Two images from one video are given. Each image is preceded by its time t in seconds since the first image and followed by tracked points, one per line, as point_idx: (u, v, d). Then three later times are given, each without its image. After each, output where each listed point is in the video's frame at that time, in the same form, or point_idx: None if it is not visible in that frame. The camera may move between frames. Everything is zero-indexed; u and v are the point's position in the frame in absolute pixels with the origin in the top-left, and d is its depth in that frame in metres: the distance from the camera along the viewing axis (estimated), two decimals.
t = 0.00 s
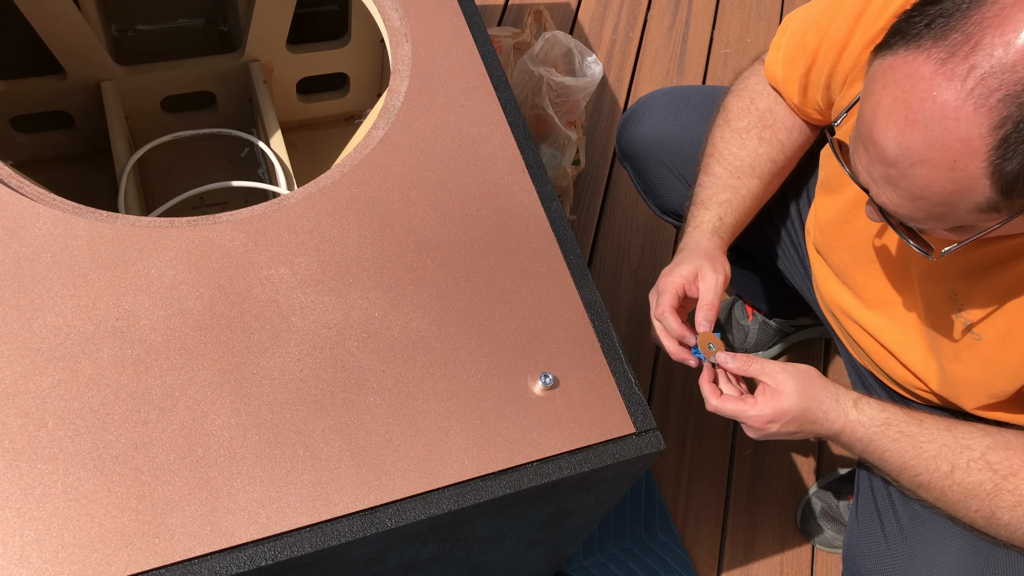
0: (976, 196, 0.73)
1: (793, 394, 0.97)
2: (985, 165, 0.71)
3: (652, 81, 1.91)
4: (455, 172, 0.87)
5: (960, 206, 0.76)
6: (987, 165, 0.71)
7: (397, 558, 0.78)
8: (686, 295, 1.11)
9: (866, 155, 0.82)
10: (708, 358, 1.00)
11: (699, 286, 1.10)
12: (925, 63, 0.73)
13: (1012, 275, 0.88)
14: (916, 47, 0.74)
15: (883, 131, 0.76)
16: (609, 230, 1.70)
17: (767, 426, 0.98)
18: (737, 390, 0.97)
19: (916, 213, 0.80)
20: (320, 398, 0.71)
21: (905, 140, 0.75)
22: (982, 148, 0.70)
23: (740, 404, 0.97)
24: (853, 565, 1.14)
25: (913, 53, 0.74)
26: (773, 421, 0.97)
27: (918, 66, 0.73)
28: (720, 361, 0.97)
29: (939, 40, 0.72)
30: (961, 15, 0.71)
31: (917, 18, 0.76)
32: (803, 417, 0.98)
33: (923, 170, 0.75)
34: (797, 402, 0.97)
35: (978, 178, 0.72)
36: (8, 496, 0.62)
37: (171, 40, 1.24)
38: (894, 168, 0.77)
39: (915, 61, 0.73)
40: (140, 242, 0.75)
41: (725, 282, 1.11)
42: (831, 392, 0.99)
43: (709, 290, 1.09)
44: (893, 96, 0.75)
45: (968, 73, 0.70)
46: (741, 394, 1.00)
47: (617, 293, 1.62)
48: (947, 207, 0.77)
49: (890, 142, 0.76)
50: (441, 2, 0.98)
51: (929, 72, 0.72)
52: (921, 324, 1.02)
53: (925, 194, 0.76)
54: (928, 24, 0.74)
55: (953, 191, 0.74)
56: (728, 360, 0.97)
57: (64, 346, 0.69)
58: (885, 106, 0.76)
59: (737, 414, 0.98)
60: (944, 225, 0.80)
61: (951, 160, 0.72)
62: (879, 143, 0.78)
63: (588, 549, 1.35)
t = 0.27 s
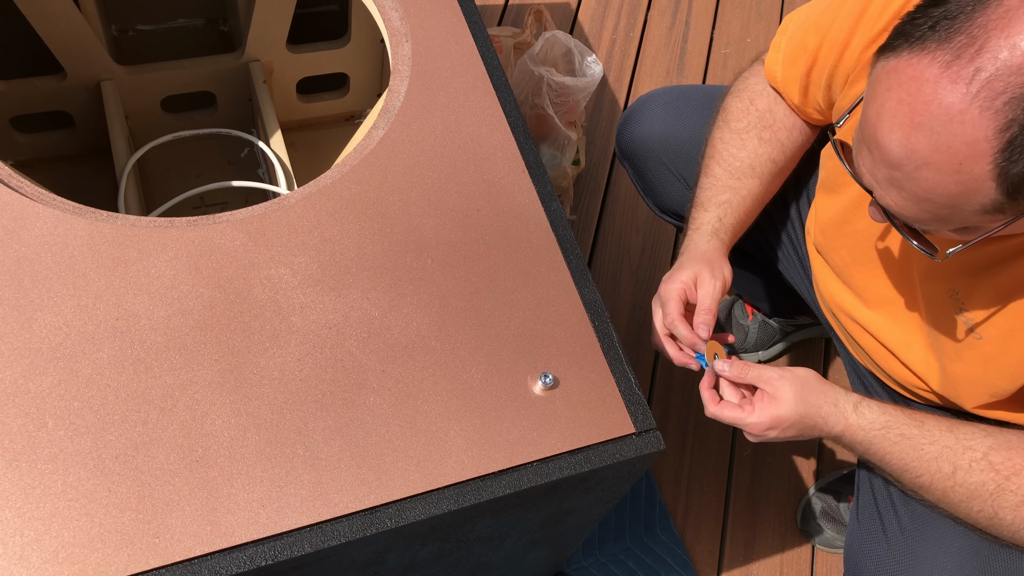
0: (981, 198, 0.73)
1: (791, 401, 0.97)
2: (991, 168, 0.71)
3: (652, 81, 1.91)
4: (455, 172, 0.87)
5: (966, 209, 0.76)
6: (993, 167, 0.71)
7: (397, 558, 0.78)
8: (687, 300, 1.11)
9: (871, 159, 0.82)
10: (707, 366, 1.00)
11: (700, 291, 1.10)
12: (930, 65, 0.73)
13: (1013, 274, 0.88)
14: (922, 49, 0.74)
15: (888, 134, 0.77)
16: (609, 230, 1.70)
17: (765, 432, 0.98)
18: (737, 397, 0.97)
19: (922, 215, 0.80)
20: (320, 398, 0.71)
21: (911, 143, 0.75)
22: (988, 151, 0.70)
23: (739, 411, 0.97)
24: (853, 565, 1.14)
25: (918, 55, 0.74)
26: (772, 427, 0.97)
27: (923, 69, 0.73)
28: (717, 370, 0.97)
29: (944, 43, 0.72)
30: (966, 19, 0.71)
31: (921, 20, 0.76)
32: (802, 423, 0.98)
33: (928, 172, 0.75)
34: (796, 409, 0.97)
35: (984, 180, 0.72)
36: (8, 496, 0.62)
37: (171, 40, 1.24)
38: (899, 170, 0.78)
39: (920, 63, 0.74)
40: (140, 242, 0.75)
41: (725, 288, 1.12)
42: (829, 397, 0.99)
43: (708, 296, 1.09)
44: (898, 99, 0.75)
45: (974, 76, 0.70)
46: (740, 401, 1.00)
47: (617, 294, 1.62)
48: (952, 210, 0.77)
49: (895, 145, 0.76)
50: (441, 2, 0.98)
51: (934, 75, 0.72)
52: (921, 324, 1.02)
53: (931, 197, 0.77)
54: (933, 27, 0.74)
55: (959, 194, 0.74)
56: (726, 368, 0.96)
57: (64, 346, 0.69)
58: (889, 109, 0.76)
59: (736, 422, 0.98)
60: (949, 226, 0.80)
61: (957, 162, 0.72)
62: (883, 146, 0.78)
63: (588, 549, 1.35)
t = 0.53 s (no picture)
0: (983, 211, 0.74)
1: (788, 400, 0.97)
2: (992, 181, 0.71)
3: (652, 81, 1.91)
4: (455, 172, 0.87)
5: (967, 220, 0.76)
6: (994, 181, 0.71)
7: (397, 558, 0.78)
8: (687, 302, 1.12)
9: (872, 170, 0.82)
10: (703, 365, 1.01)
11: (699, 292, 1.11)
12: (929, 79, 0.73)
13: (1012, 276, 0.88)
14: (920, 62, 0.74)
15: (888, 147, 0.77)
16: (609, 230, 1.70)
17: (763, 432, 0.98)
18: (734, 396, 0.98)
19: (922, 225, 0.80)
20: (320, 398, 0.71)
21: (911, 157, 0.75)
22: (989, 164, 0.70)
23: (736, 411, 0.98)
24: (851, 565, 1.14)
25: (917, 69, 0.74)
26: (769, 426, 0.98)
27: (922, 83, 0.73)
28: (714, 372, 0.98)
29: (942, 57, 0.72)
30: (963, 32, 0.71)
31: (919, 32, 0.76)
32: (799, 422, 0.98)
33: (929, 186, 0.75)
34: (793, 408, 0.97)
35: (985, 193, 0.72)
36: (8, 496, 0.62)
37: (171, 40, 1.24)
38: (900, 184, 0.78)
39: (920, 78, 0.74)
40: (140, 242, 0.75)
41: (725, 289, 1.12)
42: (827, 396, 0.99)
43: (708, 297, 1.09)
44: (898, 113, 0.75)
45: (974, 90, 0.70)
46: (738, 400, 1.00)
47: (617, 294, 1.62)
48: (954, 222, 0.77)
49: (896, 159, 0.76)
50: (441, 2, 0.98)
51: (934, 90, 0.72)
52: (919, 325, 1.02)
53: (932, 209, 0.77)
54: (930, 41, 0.74)
55: (960, 206, 0.74)
56: (722, 369, 0.97)
57: (64, 346, 0.69)
58: (889, 122, 0.76)
59: (733, 421, 0.99)
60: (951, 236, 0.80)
61: (958, 176, 0.72)
62: (884, 159, 0.78)
63: (588, 549, 1.35)
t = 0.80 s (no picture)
0: (972, 225, 0.74)
1: (782, 404, 0.97)
2: (981, 197, 0.71)
3: (652, 81, 1.91)
4: (455, 172, 0.87)
5: (958, 234, 0.76)
6: (982, 196, 0.71)
7: (397, 557, 0.78)
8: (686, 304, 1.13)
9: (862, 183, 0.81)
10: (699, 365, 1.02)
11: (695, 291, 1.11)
12: (916, 96, 0.73)
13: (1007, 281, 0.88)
14: (907, 79, 0.74)
15: (877, 162, 0.77)
16: (609, 231, 1.70)
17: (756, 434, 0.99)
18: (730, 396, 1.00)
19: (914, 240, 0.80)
20: (320, 398, 0.71)
21: (900, 173, 0.75)
22: (976, 180, 0.70)
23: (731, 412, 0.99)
24: (849, 564, 1.14)
25: (904, 85, 0.74)
26: (763, 429, 0.98)
27: (909, 99, 0.73)
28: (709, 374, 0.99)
29: (929, 73, 0.72)
30: (951, 47, 0.71)
31: (907, 47, 0.76)
32: (794, 426, 0.98)
33: (918, 201, 0.75)
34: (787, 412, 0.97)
35: (974, 208, 0.72)
36: (8, 496, 0.62)
37: (171, 40, 1.24)
38: (889, 199, 0.78)
39: (907, 93, 0.74)
40: (140, 242, 0.75)
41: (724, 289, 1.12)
42: (821, 399, 0.99)
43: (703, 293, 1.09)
44: (886, 129, 0.76)
45: (960, 107, 0.70)
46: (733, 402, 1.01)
47: (617, 294, 1.62)
48: (944, 236, 0.77)
49: (884, 174, 0.76)
50: (441, 2, 0.98)
51: (921, 106, 0.72)
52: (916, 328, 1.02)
53: (921, 223, 0.77)
54: (917, 57, 0.74)
55: (949, 221, 0.74)
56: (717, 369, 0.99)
57: (64, 346, 0.69)
58: (878, 137, 0.76)
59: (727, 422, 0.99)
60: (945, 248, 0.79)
61: (946, 192, 0.73)
62: (873, 174, 0.78)
63: (588, 549, 1.35)
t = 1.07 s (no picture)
0: (946, 215, 0.74)
1: (782, 421, 0.98)
2: (954, 186, 0.72)
3: (652, 81, 1.91)
4: (455, 172, 0.87)
5: (932, 224, 0.76)
6: (957, 186, 0.71)
7: (396, 557, 0.78)
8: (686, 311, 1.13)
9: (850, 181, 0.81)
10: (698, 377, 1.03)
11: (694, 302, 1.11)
12: (897, 83, 0.73)
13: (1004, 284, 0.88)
14: (891, 67, 0.75)
15: (857, 149, 0.77)
16: (609, 231, 1.70)
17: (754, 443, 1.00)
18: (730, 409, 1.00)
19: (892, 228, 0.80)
20: (320, 398, 0.71)
21: (878, 159, 0.75)
22: (951, 170, 0.71)
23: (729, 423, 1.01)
24: (852, 565, 1.15)
25: (887, 73, 0.75)
26: (761, 439, 0.99)
27: (891, 86, 0.74)
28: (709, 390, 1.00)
29: (912, 61, 0.73)
30: (935, 37, 0.72)
31: (892, 37, 0.77)
32: (792, 438, 0.99)
33: (895, 188, 0.75)
34: (787, 426, 0.98)
35: (948, 198, 0.73)
36: (8, 496, 0.62)
37: (171, 41, 1.24)
38: (867, 186, 0.78)
39: (889, 81, 0.74)
40: (140, 242, 0.75)
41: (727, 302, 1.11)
42: (820, 414, 0.99)
43: (708, 310, 1.09)
44: (867, 115, 0.76)
45: (938, 95, 0.70)
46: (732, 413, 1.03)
47: (617, 294, 1.62)
48: (919, 225, 0.77)
49: (863, 160, 0.77)
50: (441, 2, 0.98)
51: (902, 93, 0.73)
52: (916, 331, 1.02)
53: (897, 211, 0.77)
54: (902, 45, 0.75)
55: (924, 210, 0.75)
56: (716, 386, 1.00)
57: (63, 346, 0.69)
58: (858, 123, 0.77)
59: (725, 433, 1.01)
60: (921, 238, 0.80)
61: (922, 180, 0.73)
62: (853, 160, 0.78)
63: (588, 549, 1.35)
